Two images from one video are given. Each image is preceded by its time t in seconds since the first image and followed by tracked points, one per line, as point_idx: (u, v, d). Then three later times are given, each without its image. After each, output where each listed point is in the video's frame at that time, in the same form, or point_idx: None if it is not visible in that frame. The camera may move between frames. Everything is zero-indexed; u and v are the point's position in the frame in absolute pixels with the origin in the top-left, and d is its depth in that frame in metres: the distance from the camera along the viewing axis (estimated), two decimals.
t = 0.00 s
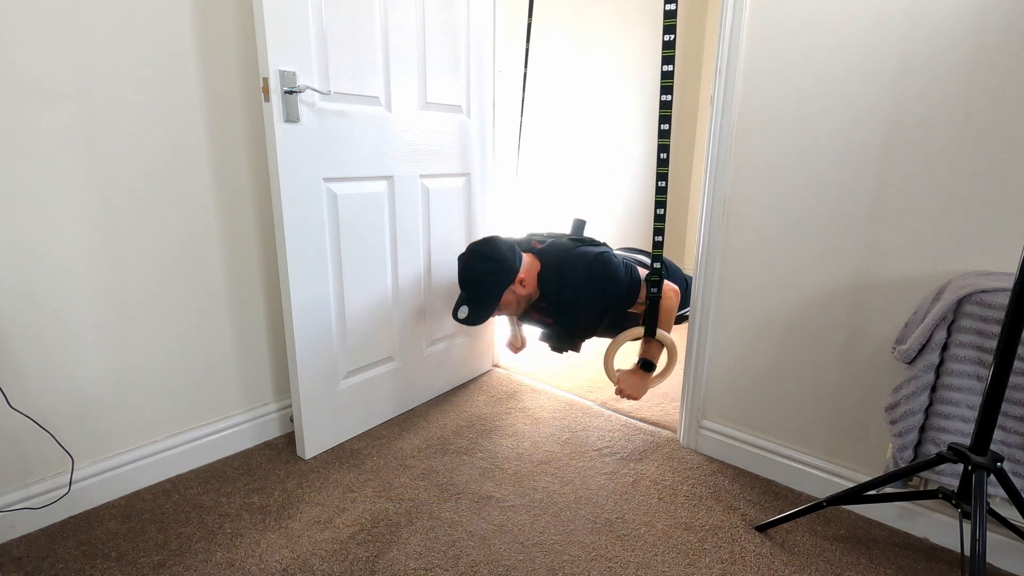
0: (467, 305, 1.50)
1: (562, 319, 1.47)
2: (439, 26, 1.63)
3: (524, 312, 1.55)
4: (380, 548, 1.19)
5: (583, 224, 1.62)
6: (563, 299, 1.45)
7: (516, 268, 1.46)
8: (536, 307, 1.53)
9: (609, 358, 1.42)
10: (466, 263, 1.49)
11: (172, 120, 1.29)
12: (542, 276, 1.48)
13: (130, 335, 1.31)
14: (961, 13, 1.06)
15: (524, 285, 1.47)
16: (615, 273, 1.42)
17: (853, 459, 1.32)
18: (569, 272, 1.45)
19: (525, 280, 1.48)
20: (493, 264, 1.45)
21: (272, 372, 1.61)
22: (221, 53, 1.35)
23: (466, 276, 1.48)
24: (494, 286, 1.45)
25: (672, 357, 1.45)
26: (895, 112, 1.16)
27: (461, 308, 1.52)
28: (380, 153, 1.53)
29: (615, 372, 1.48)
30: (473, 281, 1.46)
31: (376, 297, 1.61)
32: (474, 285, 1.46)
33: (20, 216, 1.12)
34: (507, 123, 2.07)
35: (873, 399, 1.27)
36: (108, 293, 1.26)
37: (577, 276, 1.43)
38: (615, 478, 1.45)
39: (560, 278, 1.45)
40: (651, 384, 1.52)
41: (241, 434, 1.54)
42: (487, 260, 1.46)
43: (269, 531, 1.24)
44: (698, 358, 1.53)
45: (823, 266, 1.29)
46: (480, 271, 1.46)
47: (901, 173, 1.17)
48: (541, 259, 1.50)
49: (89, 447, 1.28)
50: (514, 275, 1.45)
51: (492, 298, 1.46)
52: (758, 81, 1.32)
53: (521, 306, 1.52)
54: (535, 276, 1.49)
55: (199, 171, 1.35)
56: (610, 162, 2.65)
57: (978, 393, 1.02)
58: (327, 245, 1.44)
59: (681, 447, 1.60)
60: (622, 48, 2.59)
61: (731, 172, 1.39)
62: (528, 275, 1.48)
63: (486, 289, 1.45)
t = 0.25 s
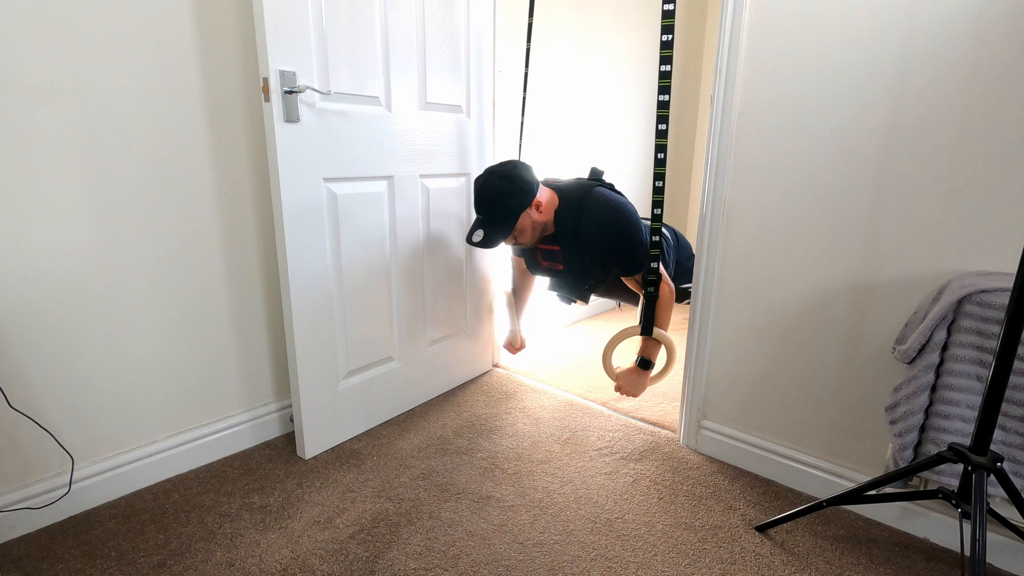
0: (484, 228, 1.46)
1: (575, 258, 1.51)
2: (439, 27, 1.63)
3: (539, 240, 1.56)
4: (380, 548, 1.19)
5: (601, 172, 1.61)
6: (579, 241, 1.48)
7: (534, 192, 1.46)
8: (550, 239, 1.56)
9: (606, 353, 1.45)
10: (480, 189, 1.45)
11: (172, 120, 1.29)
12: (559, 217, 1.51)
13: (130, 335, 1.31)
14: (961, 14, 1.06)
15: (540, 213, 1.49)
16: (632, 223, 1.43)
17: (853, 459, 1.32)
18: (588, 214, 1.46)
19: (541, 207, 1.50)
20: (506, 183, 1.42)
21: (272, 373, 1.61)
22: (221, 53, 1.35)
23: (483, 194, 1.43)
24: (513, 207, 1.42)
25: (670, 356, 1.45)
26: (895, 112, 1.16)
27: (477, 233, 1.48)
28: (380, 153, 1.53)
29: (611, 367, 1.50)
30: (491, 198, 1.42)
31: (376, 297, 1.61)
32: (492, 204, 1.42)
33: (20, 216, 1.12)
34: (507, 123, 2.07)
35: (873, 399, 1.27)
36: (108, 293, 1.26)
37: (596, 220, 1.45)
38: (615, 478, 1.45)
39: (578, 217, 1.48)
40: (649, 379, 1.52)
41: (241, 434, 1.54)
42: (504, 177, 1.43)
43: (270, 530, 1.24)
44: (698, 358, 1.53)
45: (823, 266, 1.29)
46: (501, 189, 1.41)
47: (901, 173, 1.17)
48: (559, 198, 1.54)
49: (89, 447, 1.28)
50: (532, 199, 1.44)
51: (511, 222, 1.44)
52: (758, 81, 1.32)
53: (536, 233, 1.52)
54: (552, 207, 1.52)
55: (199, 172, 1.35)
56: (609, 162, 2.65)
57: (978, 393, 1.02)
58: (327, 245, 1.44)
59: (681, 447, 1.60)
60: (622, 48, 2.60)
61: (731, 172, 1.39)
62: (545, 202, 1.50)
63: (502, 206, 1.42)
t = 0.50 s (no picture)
0: (505, 186, 1.40)
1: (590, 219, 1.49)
2: (439, 27, 1.63)
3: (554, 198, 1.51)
4: (380, 548, 1.19)
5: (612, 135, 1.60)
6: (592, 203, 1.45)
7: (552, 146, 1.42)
8: (565, 200, 1.52)
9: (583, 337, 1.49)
10: (495, 148, 1.39)
11: (171, 121, 1.29)
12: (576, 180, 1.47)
13: (130, 335, 1.31)
14: (960, 14, 1.06)
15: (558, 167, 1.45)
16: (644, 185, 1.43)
17: (853, 459, 1.32)
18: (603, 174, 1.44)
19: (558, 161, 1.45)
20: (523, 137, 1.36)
21: (272, 373, 1.61)
22: (221, 53, 1.36)
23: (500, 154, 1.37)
24: (531, 159, 1.36)
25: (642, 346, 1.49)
26: (895, 112, 1.16)
27: (497, 193, 1.42)
28: (379, 153, 1.53)
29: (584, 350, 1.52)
30: (508, 156, 1.36)
31: (376, 297, 1.61)
32: (511, 159, 1.37)
33: (20, 217, 1.12)
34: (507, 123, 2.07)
35: (873, 400, 1.27)
36: (108, 293, 1.26)
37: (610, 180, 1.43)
38: (615, 478, 1.45)
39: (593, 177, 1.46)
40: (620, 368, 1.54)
41: (241, 434, 1.54)
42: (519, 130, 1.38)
43: (270, 530, 1.24)
44: (698, 358, 1.53)
45: (823, 266, 1.29)
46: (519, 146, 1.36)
47: (901, 173, 1.17)
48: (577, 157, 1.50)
49: (89, 448, 1.28)
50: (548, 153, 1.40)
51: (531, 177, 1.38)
52: (758, 81, 1.32)
53: (553, 190, 1.47)
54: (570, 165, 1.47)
55: (199, 172, 1.36)
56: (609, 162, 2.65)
57: (978, 393, 1.02)
58: (327, 245, 1.44)
59: (681, 447, 1.60)
60: (622, 48, 2.60)
61: (731, 172, 1.39)
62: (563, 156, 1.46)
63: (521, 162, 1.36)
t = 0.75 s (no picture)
0: (513, 183, 1.40)
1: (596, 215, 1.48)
2: (439, 27, 1.63)
3: (561, 195, 1.51)
4: (380, 548, 1.19)
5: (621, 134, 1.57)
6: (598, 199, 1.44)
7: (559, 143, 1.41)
8: (571, 197, 1.51)
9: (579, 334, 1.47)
10: (502, 146, 1.39)
11: (171, 121, 1.29)
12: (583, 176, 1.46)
13: (131, 335, 1.31)
14: (960, 14, 1.06)
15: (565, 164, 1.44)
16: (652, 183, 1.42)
17: (853, 459, 1.32)
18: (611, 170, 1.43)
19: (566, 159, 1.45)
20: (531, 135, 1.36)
21: (272, 373, 1.61)
22: (221, 53, 1.36)
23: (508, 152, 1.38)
24: (540, 155, 1.36)
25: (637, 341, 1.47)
26: (895, 113, 1.16)
27: (506, 191, 1.42)
28: (379, 153, 1.52)
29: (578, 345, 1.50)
30: (516, 155, 1.36)
31: (376, 297, 1.61)
32: (520, 157, 1.36)
33: (20, 217, 1.12)
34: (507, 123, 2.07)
35: (873, 400, 1.27)
36: (108, 293, 1.26)
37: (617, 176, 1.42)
38: (615, 478, 1.45)
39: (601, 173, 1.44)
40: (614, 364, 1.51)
41: (241, 434, 1.54)
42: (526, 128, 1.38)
43: (269, 530, 1.24)
44: (698, 358, 1.53)
45: (823, 266, 1.29)
46: (526, 144, 1.36)
47: (901, 174, 1.17)
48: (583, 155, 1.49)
49: (89, 448, 1.28)
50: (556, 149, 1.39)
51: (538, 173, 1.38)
52: (758, 81, 1.32)
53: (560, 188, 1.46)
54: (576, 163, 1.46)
55: (199, 172, 1.36)
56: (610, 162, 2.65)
57: (978, 393, 1.02)
58: (327, 245, 1.44)
59: (681, 447, 1.60)
60: (622, 48, 2.60)
61: (731, 173, 1.39)
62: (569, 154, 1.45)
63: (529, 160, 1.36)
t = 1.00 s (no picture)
0: (506, 207, 1.40)
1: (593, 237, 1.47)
2: (439, 27, 1.63)
3: (556, 219, 1.50)
4: (380, 548, 1.19)
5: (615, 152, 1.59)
6: (594, 219, 1.43)
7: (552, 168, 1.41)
8: (566, 219, 1.50)
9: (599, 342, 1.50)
10: (499, 168, 1.40)
11: (172, 121, 1.29)
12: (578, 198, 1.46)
13: (131, 335, 1.31)
14: (960, 14, 1.06)
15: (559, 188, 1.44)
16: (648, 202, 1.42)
17: (853, 459, 1.32)
18: (605, 191, 1.43)
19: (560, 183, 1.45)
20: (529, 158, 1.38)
21: (272, 373, 1.61)
22: (221, 53, 1.35)
23: (501, 176, 1.39)
24: (534, 181, 1.37)
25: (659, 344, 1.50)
26: (895, 113, 1.16)
27: (497, 215, 1.42)
28: (379, 153, 1.52)
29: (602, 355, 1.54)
30: (509, 179, 1.38)
31: (377, 297, 1.61)
32: (514, 180, 1.38)
33: (18, 217, 1.11)
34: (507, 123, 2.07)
35: (873, 400, 1.27)
36: (109, 293, 1.26)
37: (612, 197, 1.42)
38: (615, 478, 1.45)
39: (594, 194, 1.44)
40: (637, 369, 1.55)
41: (241, 433, 1.54)
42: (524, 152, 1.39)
43: (269, 530, 1.24)
44: (698, 359, 1.53)
45: (823, 266, 1.29)
46: (519, 168, 1.38)
47: (901, 174, 1.17)
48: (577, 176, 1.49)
49: (89, 448, 1.28)
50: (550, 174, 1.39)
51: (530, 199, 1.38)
52: (757, 81, 1.32)
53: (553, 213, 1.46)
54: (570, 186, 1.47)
55: (200, 172, 1.36)
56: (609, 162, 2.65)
57: (978, 393, 1.02)
58: (327, 245, 1.44)
59: (681, 447, 1.60)
60: (622, 48, 2.60)
61: (731, 173, 1.39)
62: (563, 177, 1.45)
63: (524, 182, 1.37)
